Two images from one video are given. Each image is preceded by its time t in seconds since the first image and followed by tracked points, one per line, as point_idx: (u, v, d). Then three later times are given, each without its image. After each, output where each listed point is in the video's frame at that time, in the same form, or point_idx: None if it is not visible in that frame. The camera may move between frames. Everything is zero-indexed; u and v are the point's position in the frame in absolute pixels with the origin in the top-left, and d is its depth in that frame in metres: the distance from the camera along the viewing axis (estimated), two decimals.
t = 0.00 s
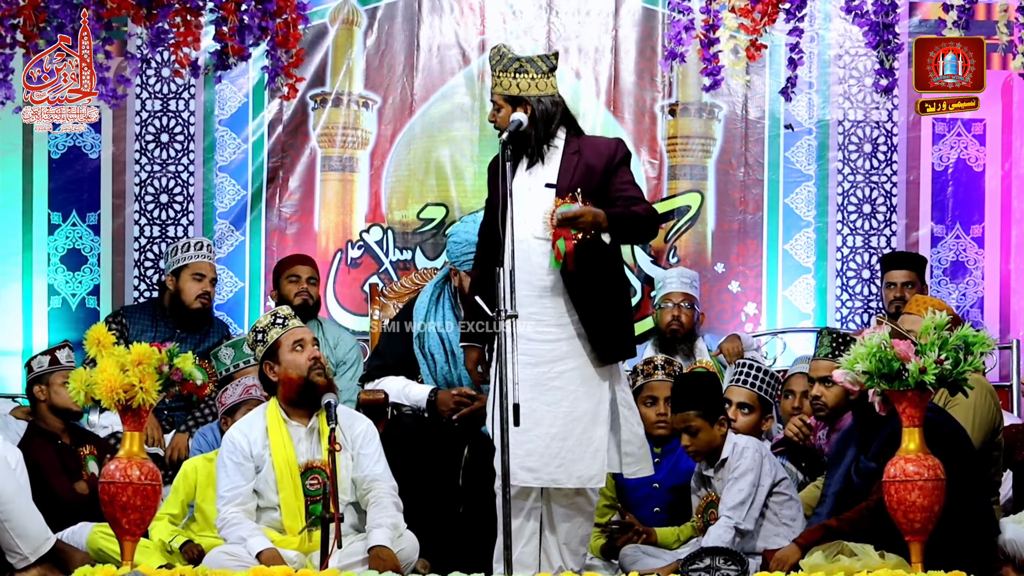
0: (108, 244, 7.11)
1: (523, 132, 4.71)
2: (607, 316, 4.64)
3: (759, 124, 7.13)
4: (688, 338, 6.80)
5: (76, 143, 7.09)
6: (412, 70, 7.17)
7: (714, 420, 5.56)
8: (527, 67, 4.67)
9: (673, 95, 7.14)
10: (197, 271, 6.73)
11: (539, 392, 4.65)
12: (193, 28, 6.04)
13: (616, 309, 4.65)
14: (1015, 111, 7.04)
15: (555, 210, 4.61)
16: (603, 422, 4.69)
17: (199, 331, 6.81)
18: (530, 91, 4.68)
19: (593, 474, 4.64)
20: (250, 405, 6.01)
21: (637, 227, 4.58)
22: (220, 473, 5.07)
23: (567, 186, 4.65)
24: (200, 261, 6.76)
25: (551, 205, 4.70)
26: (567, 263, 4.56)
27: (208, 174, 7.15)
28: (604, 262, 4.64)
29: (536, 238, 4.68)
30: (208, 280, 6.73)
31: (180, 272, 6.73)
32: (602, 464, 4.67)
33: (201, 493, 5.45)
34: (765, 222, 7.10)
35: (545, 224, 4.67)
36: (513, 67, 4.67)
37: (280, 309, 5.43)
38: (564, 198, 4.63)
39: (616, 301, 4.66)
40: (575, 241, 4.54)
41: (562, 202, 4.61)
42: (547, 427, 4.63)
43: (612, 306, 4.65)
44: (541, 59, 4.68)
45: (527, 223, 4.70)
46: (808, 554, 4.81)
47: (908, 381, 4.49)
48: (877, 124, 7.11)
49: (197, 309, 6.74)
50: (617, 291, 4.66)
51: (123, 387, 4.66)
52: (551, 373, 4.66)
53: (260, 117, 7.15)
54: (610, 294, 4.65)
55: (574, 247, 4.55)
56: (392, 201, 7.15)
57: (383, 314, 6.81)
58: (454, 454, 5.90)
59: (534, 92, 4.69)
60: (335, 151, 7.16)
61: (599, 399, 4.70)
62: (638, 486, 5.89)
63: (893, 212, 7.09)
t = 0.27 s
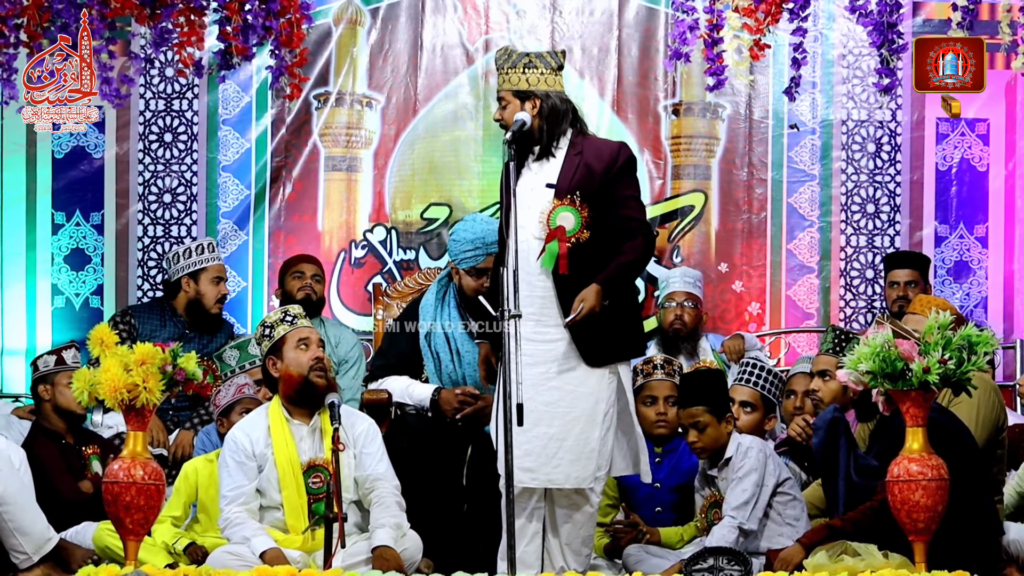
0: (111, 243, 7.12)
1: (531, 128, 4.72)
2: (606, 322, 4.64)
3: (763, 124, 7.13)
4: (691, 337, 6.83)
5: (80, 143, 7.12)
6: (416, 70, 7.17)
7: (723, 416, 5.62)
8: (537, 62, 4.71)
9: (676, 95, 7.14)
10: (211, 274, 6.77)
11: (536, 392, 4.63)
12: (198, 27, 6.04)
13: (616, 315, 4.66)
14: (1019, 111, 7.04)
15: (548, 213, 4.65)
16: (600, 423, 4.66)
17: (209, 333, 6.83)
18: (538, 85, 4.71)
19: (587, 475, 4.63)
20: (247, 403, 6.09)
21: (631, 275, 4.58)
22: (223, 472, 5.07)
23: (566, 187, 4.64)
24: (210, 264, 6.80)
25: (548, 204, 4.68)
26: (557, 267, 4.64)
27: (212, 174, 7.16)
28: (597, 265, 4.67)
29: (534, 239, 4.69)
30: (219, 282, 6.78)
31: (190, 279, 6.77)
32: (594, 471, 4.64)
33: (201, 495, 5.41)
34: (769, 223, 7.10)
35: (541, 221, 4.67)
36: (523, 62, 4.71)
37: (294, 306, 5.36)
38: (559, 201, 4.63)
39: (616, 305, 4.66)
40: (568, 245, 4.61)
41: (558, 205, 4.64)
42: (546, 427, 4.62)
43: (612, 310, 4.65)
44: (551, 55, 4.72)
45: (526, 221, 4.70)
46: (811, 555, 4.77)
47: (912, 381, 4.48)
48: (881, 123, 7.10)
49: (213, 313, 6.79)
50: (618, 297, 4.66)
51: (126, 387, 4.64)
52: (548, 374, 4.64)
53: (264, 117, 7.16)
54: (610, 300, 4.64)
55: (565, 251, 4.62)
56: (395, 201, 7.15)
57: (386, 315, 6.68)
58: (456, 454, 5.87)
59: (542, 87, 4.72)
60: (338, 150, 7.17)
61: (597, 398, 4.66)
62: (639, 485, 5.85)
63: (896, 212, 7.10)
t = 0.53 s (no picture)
0: (113, 243, 7.13)
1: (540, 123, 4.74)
2: (610, 321, 4.63)
3: (764, 124, 7.13)
4: (693, 336, 6.80)
5: (82, 143, 7.13)
6: (418, 69, 7.17)
7: (728, 414, 5.64)
8: (554, 60, 4.73)
9: (678, 95, 7.15)
10: (209, 274, 6.73)
11: (539, 393, 4.63)
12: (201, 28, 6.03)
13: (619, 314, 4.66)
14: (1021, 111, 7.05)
15: (553, 212, 4.65)
16: (604, 424, 4.65)
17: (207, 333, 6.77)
18: (553, 84, 4.73)
19: (593, 476, 4.62)
20: (234, 402, 5.88)
21: (628, 271, 4.56)
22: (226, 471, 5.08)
23: (571, 187, 4.63)
24: (210, 264, 6.77)
25: (553, 205, 4.67)
26: (562, 267, 4.61)
27: (214, 174, 7.16)
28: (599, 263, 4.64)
29: (539, 239, 4.68)
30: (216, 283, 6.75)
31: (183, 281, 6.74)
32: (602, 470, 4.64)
33: (197, 495, 5.44)
34: (771, 223, 7.10)
35: (546, 221, 4.67)
36: (539, 59, 4.72)
37: (302, 305, 5.42)
38: (564, 202, 4.63)
39: (619, 304, 4.66)
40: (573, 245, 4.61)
41: (563, 205, 4.64)
42: (550, 428, 4.62)
43: (615, 309, 4.65)
44: (567, 55, 4.75)
45: (530, 220, 4.70)
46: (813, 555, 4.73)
47: (914, 381, 4.46)
48: (882, 123, 7.11)
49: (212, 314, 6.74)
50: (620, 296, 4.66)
51: (128, 387, 4.58)
52: (553, 374, 4.64)
53: (266, 117, 7.16)
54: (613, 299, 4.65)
55: (569, 251, 4.60)
56: (397, 201, 7.16)
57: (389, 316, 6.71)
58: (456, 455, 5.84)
59: (556, 86, 4.74)
60: (340, 150, 7.17)
61: (601, 399, 4.66)
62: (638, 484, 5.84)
63: (898, 212, 7.10)
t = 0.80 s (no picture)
0: (113, 243, 7.13)
1: (556, 120, 4.71)
2: (609, 320, 4.61)
3: (765, 124, 7.13)
4: (693, 336, 6.79)
5: (82, 143, 7.13)
6: (418, 69, 7.17)
7: (730, 413, 5.65)
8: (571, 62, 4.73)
9: (678, 95, 7.15)
10: (188, 274, 6.72)
11: (546, 394, 4.60)
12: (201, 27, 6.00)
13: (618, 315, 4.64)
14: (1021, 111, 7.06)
15: (558, 213, 4.62)
16: (612, 424, 4.65)
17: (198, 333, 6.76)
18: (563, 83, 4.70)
19: (603, 478, 4.61)
20: (219, 404, 5.71)
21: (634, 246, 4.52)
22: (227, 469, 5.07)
23: (575, 188, 4.63)
24: (190, 263, 6.76)
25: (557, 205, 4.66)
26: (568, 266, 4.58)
27: (214, 174, 7.16)
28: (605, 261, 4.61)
29: (543, 240, 4.66)
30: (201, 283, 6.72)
31: (171, 280, 6.71)
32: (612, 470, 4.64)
33: (190, 497, 5.44)
34: (771, 223, 7.11)
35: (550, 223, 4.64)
36: (558, 59, 4.69)
37: (302, 304, 5.41)
38: (566, 202, 4.61)
39: (618, 305, 4.65)
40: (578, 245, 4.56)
41: (566, 206, 4.62)
42: (558, 429, 4.60)
43: (614, 310, 4.63)
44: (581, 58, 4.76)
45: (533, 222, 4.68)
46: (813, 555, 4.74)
47: (914, 381, 4.45)
48: (883, 123, 7.11)
49: (197, 313, 6.71)
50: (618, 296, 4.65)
51: (128, 387, 4.56)
52: (560, 375, 4.61)
53: (266, 117, 7.16)
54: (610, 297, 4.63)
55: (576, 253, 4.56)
56: (397, 201, 7.16)
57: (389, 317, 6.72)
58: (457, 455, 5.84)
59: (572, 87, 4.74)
60: (340, 150, 7.17)
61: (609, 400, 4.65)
62: (639, 484, 5.84)
63: (898, 212, 7.10)
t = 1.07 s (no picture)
0: (113, 244, 7.14)
1: (562, 120, 4.65)
2: (616, 317, 4.58)
3: (764, 124, 7.14)
4: (693, 336, 6.74)
5: (81, 142, 7.13)
6: (418, 69, 7.18)
7: (731, 412, 5.62)
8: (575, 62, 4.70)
9: (678, 95, 7.15)
10: (174, 275, 6.64)
11: (550, 394, 4.59)
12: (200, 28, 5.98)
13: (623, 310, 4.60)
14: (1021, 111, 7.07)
15: (560, 213, 4.60)
16: (616, 424, 4.66)
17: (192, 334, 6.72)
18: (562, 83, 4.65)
19: (607, 478, 4.62)
20: (217, 405, 5.65)
21: (632, 219, 4.50)
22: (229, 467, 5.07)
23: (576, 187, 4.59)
24: (177, 264, 6.69)
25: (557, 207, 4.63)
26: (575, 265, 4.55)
27: (215, 174, 7.16)
28: (610, 259, 4.58)
29: (547, 241, 4.63)
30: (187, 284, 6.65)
31: (159, 280, 6.66)
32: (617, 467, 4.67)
33: (188, 498, 5.43)
34: (771, 223, 7.11)
35: (552, 222, 4.62)
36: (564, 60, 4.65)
37: (311, 305, 5.36)
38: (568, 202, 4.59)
39: (622, 302, 4.61)
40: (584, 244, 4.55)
41: (569, 205, 4.60)
42: (566, 429, 4.59)
43: (618, 307, 4.59)
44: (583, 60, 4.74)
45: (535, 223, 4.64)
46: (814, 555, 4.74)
47: (914, 381, 4.44)
48: (883, 123, 7.12)
49: (184, 314, 6.65)
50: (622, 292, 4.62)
51: (128, 387, 4.53)
52: (566, 375, 4.61)
53: (267, 117, 7.16)
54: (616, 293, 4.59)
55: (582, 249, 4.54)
56: (396, 200, 7.16)
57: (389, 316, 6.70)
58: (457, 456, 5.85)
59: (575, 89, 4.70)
60: (340, 150, 7.17)
61: (610, 399, 4.66)
62: (643, 485, 5.85)
63: (898, 212, 7.10)
